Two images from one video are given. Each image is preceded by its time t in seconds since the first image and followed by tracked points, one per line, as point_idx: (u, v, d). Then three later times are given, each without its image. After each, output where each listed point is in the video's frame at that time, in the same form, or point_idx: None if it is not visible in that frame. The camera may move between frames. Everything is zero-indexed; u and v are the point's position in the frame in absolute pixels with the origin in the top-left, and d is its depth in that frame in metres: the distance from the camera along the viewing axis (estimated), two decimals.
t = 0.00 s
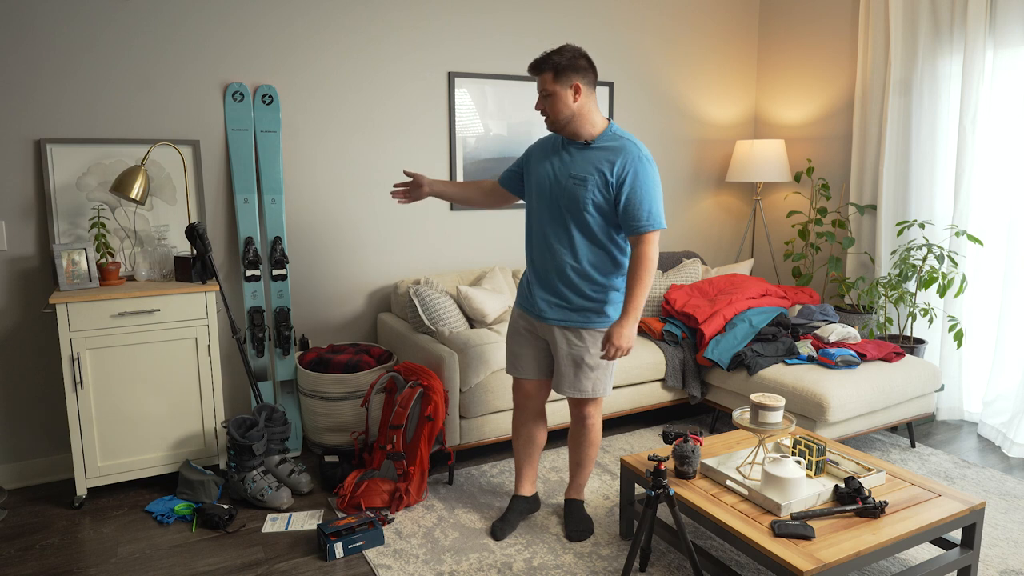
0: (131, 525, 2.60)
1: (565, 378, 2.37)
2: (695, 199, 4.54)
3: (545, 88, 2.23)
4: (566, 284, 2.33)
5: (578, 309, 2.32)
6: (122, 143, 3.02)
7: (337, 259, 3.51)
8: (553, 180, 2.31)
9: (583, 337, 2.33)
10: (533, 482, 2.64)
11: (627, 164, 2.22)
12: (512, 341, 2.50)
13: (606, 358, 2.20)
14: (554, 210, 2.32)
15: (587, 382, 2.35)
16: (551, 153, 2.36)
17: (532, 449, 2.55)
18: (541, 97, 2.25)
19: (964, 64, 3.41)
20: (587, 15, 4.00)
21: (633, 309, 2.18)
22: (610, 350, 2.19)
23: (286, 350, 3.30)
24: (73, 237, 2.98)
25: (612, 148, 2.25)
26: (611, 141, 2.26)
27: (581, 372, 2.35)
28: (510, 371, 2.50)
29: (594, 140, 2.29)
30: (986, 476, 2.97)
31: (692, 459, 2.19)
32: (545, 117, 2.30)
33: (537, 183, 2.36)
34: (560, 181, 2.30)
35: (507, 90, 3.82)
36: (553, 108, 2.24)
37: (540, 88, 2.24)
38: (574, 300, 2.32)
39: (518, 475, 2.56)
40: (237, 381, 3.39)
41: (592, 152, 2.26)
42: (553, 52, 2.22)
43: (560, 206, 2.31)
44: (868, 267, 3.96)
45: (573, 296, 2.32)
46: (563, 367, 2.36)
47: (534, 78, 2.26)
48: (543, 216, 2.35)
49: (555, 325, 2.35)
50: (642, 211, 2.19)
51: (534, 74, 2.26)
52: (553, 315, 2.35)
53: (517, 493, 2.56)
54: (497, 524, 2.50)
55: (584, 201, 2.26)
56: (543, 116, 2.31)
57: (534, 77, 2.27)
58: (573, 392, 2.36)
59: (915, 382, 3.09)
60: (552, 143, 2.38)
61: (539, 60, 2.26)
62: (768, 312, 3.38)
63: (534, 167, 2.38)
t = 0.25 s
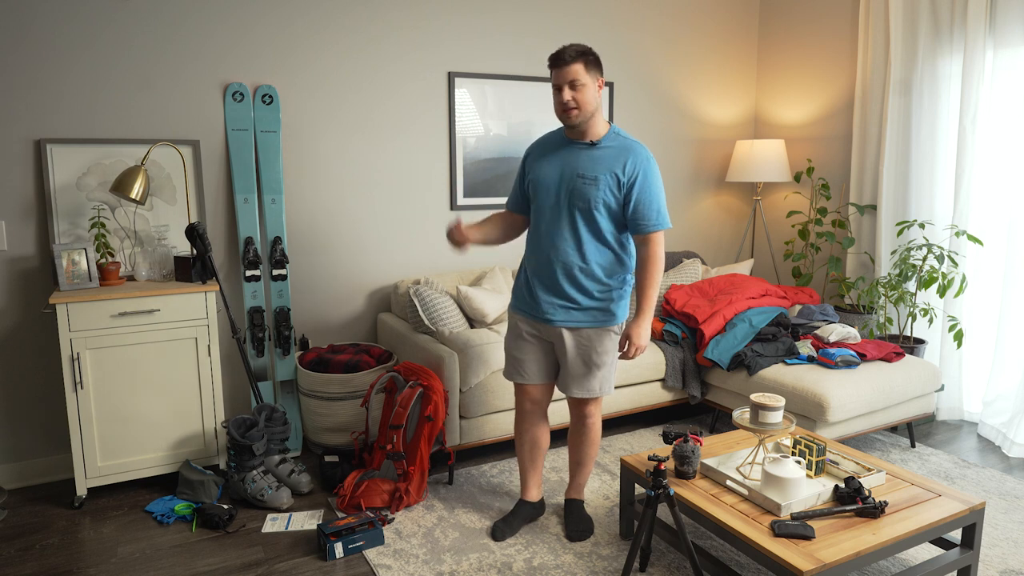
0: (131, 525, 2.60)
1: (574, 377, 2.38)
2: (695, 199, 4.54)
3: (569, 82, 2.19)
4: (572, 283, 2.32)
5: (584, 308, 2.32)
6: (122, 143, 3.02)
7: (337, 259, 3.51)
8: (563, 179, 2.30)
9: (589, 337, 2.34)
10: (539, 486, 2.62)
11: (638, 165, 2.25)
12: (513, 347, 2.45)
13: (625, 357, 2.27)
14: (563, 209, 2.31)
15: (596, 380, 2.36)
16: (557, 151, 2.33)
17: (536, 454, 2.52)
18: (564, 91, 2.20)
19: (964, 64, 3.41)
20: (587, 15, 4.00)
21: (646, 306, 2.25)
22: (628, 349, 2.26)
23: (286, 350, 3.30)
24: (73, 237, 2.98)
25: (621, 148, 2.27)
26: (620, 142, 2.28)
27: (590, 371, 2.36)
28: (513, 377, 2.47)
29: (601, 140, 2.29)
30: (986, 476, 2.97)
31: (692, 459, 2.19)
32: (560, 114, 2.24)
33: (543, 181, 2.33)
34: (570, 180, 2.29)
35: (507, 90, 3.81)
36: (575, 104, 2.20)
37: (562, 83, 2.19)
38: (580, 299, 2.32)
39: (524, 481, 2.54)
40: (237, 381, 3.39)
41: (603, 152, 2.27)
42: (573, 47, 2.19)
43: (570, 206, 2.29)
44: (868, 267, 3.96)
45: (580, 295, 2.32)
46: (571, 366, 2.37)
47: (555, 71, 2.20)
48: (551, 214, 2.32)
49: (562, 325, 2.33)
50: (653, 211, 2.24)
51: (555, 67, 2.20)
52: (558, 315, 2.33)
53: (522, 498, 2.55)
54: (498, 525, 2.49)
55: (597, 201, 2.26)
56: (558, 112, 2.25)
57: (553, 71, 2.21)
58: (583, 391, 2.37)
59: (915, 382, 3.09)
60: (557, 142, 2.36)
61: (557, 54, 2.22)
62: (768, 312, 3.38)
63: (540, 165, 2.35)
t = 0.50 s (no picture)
0: (131, 525, 2.60)
1: (581, 376, 2.37)
2: (695, 199, 4.54)
3: (584, 79, 2.18)
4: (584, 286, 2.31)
5: (594, 308, 2.33)
6: (122, 143, 3.02)
7: (338, 259, 3.51)
8: (571, 180, 2.28)
9: (597, 338, 2.35)
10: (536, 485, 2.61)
11: (642, 165, 2.30)
12: (515, 353, 2.40)
13: (630, 349, 2.23)
14: (573, 211, 2.28)
15: (603, 379, 2.37)
16: (558, 151, 2.30)
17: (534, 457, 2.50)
18: (578, 89, 2.19)
19: (964, 64, 3.41)
20: (587, 15, 4.00)
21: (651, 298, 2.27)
22: (631, 341, 2.23)
23: (286, 350, 3.30)
24: (73, 237, 2.98)
25: (622, 148, 2.30)
26: (620, 141, 2.31)
27: (596, 370, 2.36)
28: (516, 384, 2.41)
29: (602, 139, 2.31)
30: (986, 475, 2.97)
31: (692, 459, 2.19)
32: (570, 111, 2.23)
33: (548, 182, 2.29)
34: (577, 181, 2.27)
35: (507, 90, 3.81)
36: (588, 101, 2.21)
37: (577, 80, 2.18)
38: (589, 299, 2.32)
39: (522, 482, 2.53)
40: (237, 381, 3.39)
41: (607, 152, 2.28)
42: (585, 45, 2.20)
43: (580, 207, 2.28)
44: (868, 267, 3.96)
45: (591, 296, 2.33)
46: (578, 366, 2.36)
47: (568, 68, 2.18)
48: (559, 217, 2.29)
49: (574, 328, 2.33)
50: (657, 209, 2.32)
51: (569, 64, 2.18)
52: (571, 318, 2.32)
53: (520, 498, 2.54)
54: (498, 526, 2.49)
55: (607, 201, 2.28)
56: (567, 109, 2.23)
57: (566, 68, 2.19)
58: (593, 391, 2.37)
59: (915, 382, 3.09)
60: (555, 140, 2.32)
61: (568, 50, 2.20)
62: (768, 312, 3.38)
63: (541, 165, 2.30)
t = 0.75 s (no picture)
0: (131, 525, 2.60)
1: (584, 377, 2.37)
2: (695, 199, 4.54)
3: (579, 77, 2.19)
4: (584, 287, 2.31)
5: (594, 308, 2.34)
6: (122, 143, 3.02)
7: (338, 259, 3.51)
8: (568, 181, 2.26)
9: (597, 337, 2.36)
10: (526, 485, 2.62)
11: (630, 163, 2.34)
12: (516, 360, 2.37)
13: (636, 346, 2.30)
14: (572, 212, 2.27)
15: (607, 377, 2.38)
16: (550, 152, 2.27)
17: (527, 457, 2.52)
18: (574, 85, 2.19)
19: (964, 64, 3.41)
20: (587, 15, 4.00)
21: (650, 294, 2.34)
22: (639, 338, 2.29)
23: (286, 349, 3.30)
24: (73, 237, 2.98)
25: (611, 147, 2.32)
26: (607, 140, 2.33)
27: (600, 369, 2.37)
28: (520, 390, 2.38)
29: (589, 138, 2.31)
30: (986, 476, 2.97)
31: (692, 459, 2.19)
32: (563, 107, 2.22)
33: (544, 184, 2.25)
34: (573, 182, 2.26)
35: (507, 90, 3.81)
36: (582, 99, 2.20)
37: (572, 77, 2.18)
38: (589, 300, 2.33)
39: (513, 483, 2.54)
40: (237, 381, 3.39)
41: (598, 151, 2.29)
42: (582, 45, 2.22)
43: (578, 208, 2.27)
44: (868, 267, 3.96)
45: (591, 296, 2.33)
46: (582, 367, 2.36)
47: (564, 64, 2.19)
48: (558, 219, 2.26)
49: (576, 329, 2.33)
50: (646, 205, 2.37)
51: (565, 60, 2.19)
52: (573, 320, 2.32)
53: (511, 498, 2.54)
54: (495, 526, 2.49)
55: (603, 201, 2.29)
56: (560, 106, 2.22)
57: (561, 64, 2.19)
58: (598, 390, 2.38)
59: (915, 382, 3.09)
60: (543, 141, 2.29)
61: (564, 48, 2.21)
62: (768, 312, 3.38)
63: (534, 167, 2.26)
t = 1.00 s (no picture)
0: (131, 525, 2.60)
1: (575, 377, 2.36)
2: (695, 199, 4.54)
3: (561, 72, 2.18)
4: (573, 285, 2.31)
5: (583, 306, 2.34)
6: (122, 143, 3.02)
7: (337, 258, 3.51)
8: (554, 179, 2.25)
9: (586, 335, 2.37)
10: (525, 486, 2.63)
11: (611, 160, 2.35)
12: (505, 363, 2.36)
13: (615, 340, 2.35)
14: (559, 210, 2.26)
15: (595, 376, 2.39)
16: (535, 150, 2.26)
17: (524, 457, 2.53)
18: (556, 80, 2.18)
19: (964, 64, 3.41)
20: (587, 15, 4.00)
21: (631, 289, 2.37)
22: (620, 332, 2.34)
23: (286, 349, 3.30)
24: (73, 237, 2.98)
25: (593, 144, 2.32)
26: (588, 137, 2.34)
27: (589, 367, 2.37)
28: (512, 394, 2.38)
29: (571, 135, 2.31)
30: (986, 475, 2.97)
31: (692, 459, 2.19)
32: (545, 102, 2.20)
33: (531, 183, 2.24)
34: (560, 180, 2.25)
35: (507, 90, 3.81)
36: (564, 95, 2.19)
37: (554, 72, 2.18)
38: (578, 297, 2.33)
39: (511, 483, 2.54)
40: (237, 381, 3.39)
41: (581, 149, 2.29)
42: (565, 43, 2.23)
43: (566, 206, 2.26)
44: (868, 267, 3.96)
45: (579, 294, 2.33)
46: (573, 367, 2.36)
47: (547, 59, 2.19)
48: (546, 218, 2.25)
49: (567, 328, 2.32)
50: (625, 202, 2.40)
51: (547, 56, 2.19)
52: (563, 318, 2.31)
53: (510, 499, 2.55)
54: (496, 525, 2.49)
55: (588, 198, 2.29)
56: (543, 101, 2.21)
57: (544, 60, 2.19)
58: (589, 388, 2.38)
59: (915, 381, 3.09)
60: (527, 139, 2.28)
61: (547, 45, 2.22)
62: (768, 312, 3.38)
63: (520, 165, 2.24)
